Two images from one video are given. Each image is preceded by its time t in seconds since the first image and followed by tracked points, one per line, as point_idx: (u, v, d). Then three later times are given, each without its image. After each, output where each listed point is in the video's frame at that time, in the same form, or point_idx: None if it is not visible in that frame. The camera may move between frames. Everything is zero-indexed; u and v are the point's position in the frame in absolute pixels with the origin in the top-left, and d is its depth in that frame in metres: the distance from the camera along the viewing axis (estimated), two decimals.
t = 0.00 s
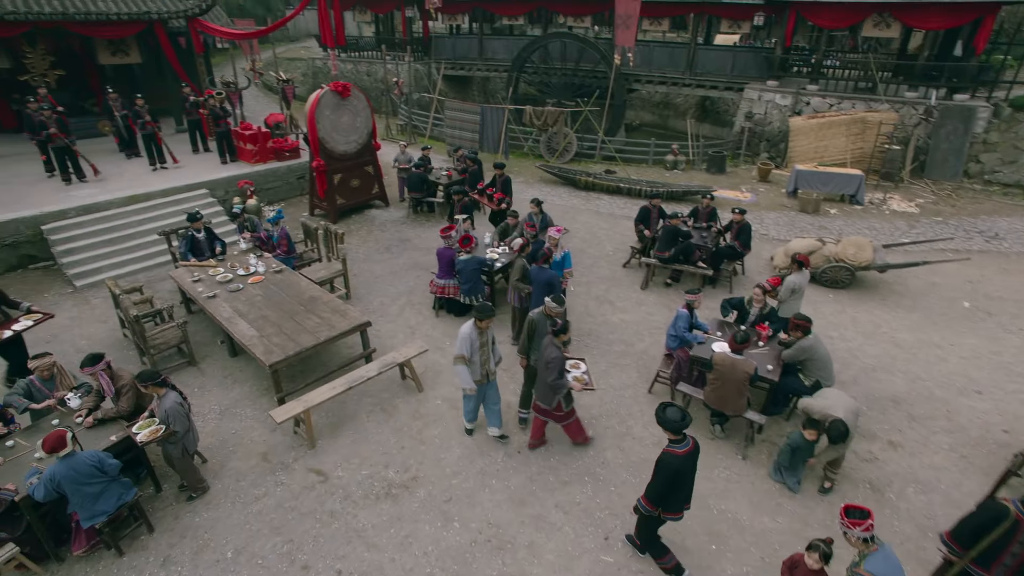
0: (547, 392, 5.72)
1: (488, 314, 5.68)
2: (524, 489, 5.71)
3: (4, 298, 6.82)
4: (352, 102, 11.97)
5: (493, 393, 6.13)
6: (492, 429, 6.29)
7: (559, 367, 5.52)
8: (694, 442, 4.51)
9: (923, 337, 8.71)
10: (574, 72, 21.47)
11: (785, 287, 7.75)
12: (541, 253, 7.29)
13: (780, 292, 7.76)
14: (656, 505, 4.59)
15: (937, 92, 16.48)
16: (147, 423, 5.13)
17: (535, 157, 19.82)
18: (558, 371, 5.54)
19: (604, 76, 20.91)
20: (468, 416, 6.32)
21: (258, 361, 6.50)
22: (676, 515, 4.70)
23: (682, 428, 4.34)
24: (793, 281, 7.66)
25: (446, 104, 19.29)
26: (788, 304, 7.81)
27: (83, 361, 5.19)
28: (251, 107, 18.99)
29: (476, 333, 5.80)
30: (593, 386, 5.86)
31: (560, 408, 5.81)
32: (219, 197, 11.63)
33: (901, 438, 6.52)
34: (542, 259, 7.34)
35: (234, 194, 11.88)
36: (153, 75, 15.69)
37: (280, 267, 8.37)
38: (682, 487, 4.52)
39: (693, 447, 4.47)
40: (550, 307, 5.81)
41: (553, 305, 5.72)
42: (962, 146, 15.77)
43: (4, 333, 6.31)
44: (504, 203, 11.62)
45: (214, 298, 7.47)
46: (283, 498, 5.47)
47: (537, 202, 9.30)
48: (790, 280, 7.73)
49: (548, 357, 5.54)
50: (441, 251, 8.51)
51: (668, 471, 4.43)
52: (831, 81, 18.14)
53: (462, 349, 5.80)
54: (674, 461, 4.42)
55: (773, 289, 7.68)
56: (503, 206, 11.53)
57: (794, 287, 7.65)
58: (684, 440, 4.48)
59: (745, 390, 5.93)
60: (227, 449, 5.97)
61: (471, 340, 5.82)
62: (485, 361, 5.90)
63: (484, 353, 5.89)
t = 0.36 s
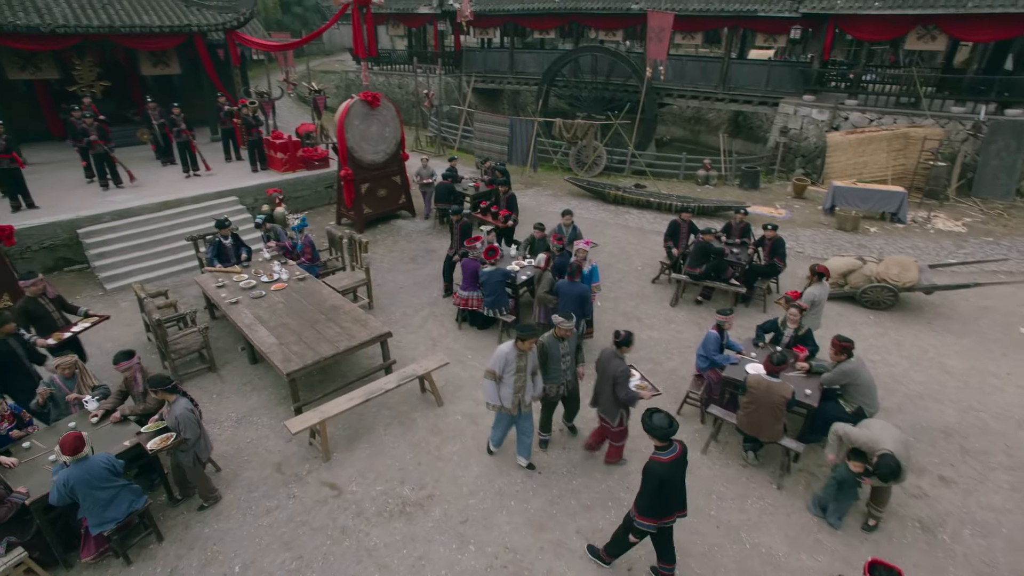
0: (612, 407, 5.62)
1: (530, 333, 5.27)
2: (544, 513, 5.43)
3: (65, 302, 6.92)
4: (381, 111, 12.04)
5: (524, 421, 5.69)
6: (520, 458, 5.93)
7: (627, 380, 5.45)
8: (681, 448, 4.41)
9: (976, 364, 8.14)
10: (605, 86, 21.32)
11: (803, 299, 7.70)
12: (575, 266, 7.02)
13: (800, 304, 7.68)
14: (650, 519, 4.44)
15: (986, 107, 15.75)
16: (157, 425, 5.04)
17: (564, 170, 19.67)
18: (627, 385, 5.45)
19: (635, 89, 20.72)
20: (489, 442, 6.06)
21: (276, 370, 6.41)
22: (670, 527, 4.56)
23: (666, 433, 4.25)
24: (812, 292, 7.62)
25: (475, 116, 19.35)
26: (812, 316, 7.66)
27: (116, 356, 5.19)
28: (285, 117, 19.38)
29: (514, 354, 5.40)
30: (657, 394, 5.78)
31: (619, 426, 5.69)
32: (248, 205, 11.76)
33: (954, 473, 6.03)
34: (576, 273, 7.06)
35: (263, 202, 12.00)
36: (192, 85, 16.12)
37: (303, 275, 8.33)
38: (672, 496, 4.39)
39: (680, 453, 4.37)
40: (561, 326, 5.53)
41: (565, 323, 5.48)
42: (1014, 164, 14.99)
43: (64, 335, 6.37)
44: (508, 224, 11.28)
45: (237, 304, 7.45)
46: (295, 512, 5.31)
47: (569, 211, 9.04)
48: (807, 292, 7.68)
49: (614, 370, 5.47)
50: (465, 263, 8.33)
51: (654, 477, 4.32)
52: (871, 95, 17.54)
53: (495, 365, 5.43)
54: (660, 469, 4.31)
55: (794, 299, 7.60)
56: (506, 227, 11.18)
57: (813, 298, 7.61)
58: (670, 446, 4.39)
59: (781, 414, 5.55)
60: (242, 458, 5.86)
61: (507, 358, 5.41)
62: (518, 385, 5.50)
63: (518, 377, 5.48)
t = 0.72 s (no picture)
0: (668, 424, 5.49)
1: (561, 360, 4.82)
2: (562, 537, 5.16)
3: (105, 305, 6.87)
4: (406, 121, 12.11)
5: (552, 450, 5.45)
6: (542, 480, 5.64)
7: (687, 395, 5.32)
8: (661, 458, 4.17)
9: None
10: (632, 99, 21.12)
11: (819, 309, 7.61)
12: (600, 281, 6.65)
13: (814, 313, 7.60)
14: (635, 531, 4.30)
15: None
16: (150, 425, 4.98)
17: (590, 183, 19.46)
18: (688, 400, 5.32)
19: (663, 102, 20.50)
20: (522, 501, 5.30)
21: (291, 378, 6.30)
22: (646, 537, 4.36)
23: (637, 441, 4.02)
24: (829, 303, 7.53)
25: (501, 128, 19.33)
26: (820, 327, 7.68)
27: (141, 358, 5.15)
28: (314, 128, 19.68)
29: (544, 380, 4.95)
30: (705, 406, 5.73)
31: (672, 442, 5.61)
32: (273, 212, 11.84)
33: (1009, 511, 5.55)
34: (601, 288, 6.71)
35: (288, 210, 12.08)
36: (224, 95, 16.47)
37: (323, 283, 8.28)
38: (642, 504, 4.20)
39: (657, 463, 4.14)
40: (589, 348, 5.21)
41: (592, 345, 5.16)
42: None
43: (106, 337, 6.49)
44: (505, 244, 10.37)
45: (256, 311, 7.41)
46: (304, 526, 5.14)
47: (601, 223, 8.73)
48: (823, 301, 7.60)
49: (671, 384, 5.36)
50: (487, 274, 8.16)
51: (621, 483, 4.15)
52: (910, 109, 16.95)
53: (520, 392, 4.97)
54: (632, 475, 4.12)
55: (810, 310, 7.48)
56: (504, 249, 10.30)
57: (829, 309, 7.52)
58: (651, 454, 4.17)
59: (819, 441, 5.17)
60: (253, 468, 5.74)
61: (534, 385, 4.95)
62: (546, 415, 5.03)
63: (545, 407, 5.02)
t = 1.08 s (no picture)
0: (723, 433, 5.24)
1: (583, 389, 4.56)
2: (579, 563, 4.87)
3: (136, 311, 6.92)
4: (428, 132, 12.15)
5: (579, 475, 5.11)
6: (572, 511, 5.29)
7: (741, 404, 5.08)
8: (651, 466, 3.95)
9: None
10: (656, 113, 20.93)
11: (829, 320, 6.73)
12: (610, 299, 6.26)
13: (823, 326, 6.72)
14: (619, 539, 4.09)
15: None
16: (117, 451, 4.68)
17: (612, 197, 19.24)
18: (744, 408, 5.06)
19: (687, 117, 20.28)
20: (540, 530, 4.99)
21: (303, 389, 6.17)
22: (631, 548, 4.11)
23: (623, 444, 3.87)
24: (839, 313, 6.67)
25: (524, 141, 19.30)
26: (833, 341, 6.69)
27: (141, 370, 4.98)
28: (338, 140, 19.92)
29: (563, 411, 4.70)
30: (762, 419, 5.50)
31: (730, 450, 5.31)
32: (294, 222, 11.88)
33: None
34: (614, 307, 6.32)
35: (308, 220, 12.12)
36: (251, 107, 16.75)
37: (339, 293, 8.19)
38: (626, 510, 3.99)
39: (646, 470, 3.92)
40: (641, 379, 4.97)
41: (647, 375, 4.93)
42: None
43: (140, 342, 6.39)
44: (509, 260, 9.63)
45: (271, 320, 7.35)
46: (310, 544, 4.95)
47: (635, 237, 8.33)
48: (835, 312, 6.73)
49: (723, 394, 5.12)
50: (506, 285, 7.94)
51: (605, 483, 3.98)
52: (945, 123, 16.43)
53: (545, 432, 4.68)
54: (616, 477, 3.93)
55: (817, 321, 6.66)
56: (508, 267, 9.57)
57: (840, 321, 6.65)
58: (642, 460, 3.98)
59: (856, 469, 4.77)
60: (261, 482, 5.58)
61: (558, 421, 4.71)
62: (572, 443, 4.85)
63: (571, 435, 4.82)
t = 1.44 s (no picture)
0: (787, 459, 4.92)
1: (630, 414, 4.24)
2: None
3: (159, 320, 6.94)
4: (449, 146, 12.13)
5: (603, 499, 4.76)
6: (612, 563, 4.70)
7: (810, 428, 4.84)
8: (647, 483, 3.74)
9: None
10: (680, 130, 20.72)
11: (835, 330, 6.89)
12: (630, 319, 5.92)
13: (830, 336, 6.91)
14: (611, 555, 3.94)
15: None
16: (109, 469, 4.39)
17: (635, 214, 18.99)
18: (813, 432, 4.84)
19: (712, 133, 20.05)
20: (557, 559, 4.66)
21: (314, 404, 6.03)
22: (624, 566, 3.92)
23: (616, 455, 3.77)
24: (845, 324, 6.79)
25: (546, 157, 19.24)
26: (841, 351, 6.91)
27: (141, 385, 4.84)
28: (362, 155, 20.12)
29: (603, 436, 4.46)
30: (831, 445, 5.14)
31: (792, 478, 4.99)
32: (314, 235, 11.91)
33: None
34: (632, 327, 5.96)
35: (329, 232, 12.14)
36: (277, 122, 17.01)
37: (356, 305, 8.09)
38: (618, 526, 3.81)
39: (640, 487, 3.71)
40: (696, 419, 4.51)
41: (705, 417, 4.46)
42: None
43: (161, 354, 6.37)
44: (508, 281, 9.15)
45: (286, 331, 7.26)
46: (314, 566, 4.74)
47: (671, 254, 7.85)
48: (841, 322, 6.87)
49: (790, 417, 4.85)
50: (525, 301, 7.74)
51: (599, 499, 3.76)
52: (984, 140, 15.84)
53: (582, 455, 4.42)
54: (610, 492, 3.73)
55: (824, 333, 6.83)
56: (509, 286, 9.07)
57: (846, 331, 6.79)
58: (639, 476, 3.78)
59: (901, 502, 4.37)
60: (268, 498, 5.42)
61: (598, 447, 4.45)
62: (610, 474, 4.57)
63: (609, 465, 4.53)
